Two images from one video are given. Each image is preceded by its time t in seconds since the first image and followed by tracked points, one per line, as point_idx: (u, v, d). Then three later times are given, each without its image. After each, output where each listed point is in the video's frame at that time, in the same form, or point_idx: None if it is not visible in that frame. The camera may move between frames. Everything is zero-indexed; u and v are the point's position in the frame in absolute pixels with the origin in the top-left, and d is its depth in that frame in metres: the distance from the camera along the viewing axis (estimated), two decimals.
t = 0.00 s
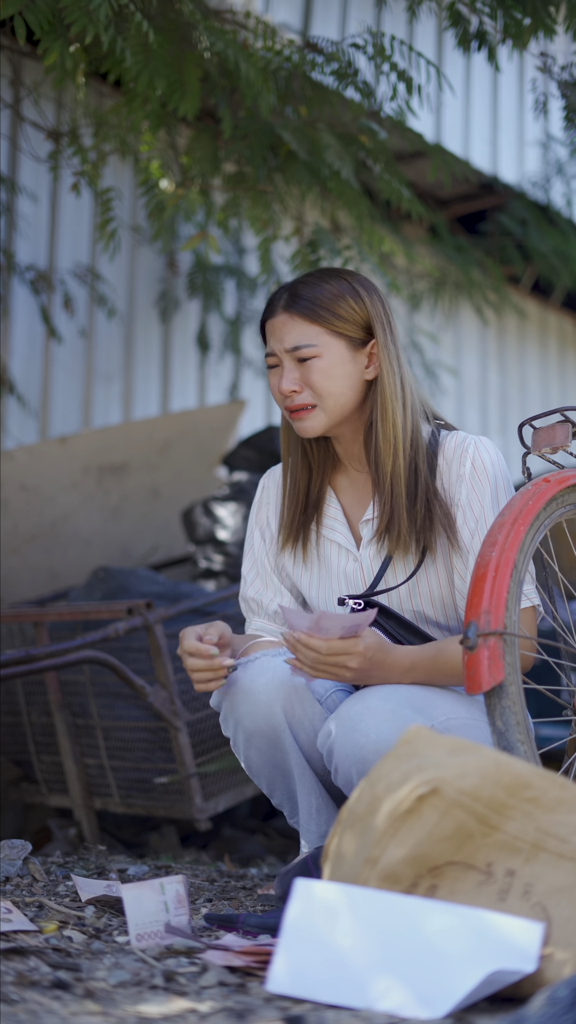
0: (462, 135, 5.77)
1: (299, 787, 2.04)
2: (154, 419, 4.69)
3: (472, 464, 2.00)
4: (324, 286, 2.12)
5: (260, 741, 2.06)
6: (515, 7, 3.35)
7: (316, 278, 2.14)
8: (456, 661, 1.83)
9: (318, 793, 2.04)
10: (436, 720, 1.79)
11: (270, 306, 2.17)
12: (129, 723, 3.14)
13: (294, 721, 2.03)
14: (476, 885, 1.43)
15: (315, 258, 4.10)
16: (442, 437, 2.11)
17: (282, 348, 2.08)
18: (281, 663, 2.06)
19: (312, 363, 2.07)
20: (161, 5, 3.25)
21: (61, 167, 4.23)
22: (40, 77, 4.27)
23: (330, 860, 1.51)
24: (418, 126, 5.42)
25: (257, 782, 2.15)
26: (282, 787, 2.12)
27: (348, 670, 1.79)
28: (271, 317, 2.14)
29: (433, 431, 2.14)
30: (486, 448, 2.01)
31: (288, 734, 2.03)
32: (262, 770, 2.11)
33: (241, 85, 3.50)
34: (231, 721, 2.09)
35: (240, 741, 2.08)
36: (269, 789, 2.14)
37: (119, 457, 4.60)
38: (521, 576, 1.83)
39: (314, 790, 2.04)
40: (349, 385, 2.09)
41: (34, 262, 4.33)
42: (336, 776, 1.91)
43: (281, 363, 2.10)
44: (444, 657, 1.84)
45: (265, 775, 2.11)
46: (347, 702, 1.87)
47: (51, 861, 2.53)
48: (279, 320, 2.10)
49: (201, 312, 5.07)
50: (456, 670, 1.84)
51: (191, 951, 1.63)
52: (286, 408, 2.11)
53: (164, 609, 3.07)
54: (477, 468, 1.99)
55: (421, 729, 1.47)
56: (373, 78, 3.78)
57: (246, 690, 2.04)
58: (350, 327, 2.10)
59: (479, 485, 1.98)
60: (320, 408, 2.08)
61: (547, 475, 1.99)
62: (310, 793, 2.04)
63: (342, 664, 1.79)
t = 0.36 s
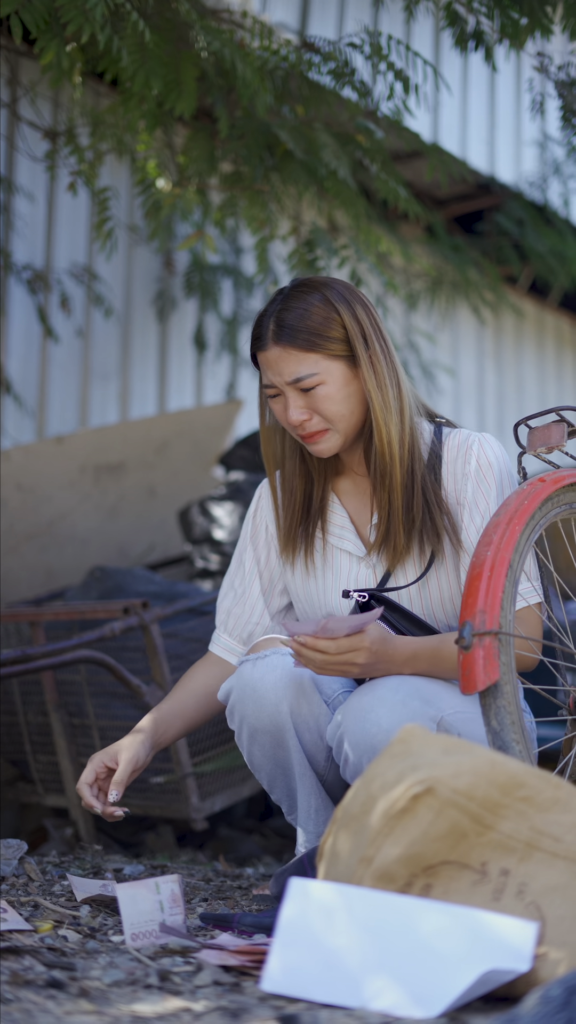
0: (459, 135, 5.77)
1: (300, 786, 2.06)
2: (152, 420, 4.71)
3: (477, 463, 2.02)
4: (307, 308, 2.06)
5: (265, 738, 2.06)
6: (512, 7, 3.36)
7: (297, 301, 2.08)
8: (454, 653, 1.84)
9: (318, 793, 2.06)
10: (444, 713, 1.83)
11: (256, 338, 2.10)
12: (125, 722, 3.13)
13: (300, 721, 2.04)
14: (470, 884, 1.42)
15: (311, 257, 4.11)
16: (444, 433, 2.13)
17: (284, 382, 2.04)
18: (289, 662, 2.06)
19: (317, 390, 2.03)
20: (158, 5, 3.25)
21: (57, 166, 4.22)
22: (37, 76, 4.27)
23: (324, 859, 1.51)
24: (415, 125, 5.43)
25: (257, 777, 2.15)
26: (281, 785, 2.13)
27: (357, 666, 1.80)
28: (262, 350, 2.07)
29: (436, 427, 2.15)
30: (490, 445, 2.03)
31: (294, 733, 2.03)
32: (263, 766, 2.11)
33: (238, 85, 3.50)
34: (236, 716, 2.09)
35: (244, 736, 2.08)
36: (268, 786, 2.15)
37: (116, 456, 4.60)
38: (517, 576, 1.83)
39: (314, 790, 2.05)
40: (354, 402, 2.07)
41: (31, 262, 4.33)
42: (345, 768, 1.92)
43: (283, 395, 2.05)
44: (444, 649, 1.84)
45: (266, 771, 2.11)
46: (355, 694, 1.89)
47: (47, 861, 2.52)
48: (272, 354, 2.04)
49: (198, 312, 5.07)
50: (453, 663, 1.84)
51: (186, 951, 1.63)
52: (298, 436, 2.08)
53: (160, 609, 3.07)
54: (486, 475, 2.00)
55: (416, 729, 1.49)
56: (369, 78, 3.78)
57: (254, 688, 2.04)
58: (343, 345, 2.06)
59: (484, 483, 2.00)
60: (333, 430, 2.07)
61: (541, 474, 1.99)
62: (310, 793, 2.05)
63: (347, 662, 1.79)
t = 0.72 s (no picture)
0: (457, 135, 5.78)
1: (298, 762, 2.09)
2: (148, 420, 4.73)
3: (417, 468, 2.07)
4: (262, 338, 2.07)
5: (266, 713, 2.09)
6: (510, 7, 3.35)
7: (252, 331, 2.08)
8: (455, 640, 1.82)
9: (315, 771, 2.09)
10: (452, 706, 1.87)
11: (208, 368, 2.09)
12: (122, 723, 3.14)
13: (304, 695, 2.08)
14: (469, 885, 1.42)
15: (309, 258, 4.11)
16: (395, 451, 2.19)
17: (235, 412, 2.02)
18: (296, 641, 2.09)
19: (270, 420, 2.02)
20: (156, 5, 3.24)
21: (55, 166, 4.22)
22: (34, 76, 4.26)
23: (322, 861, 1.51)
24: (413, 125, 5.43)
25: (254, 760, 2.18)
26: (277, 768, 2.15)
27: (290, 664, 1.75)
28: (215, 379, 2.06)
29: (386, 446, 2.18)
30: (428, 451, 2.09)
31: (298, 709, 2.07)
32: (262, 745, 2.14)
33: (236, 86, 3.49)
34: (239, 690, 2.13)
35: (246, 711, 2.12)
36: (264, 770, 2.17)
37: (113, 456, 4.60)
38: (515, 577, 1.83)
39: (312, 768, 2.08)
40: (307, 435, 2.07)
41: (29, 262, 4.33)
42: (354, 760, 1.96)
43: (236, 425, 2.03)
44: (443, 637, 1.81)
45: (263, 752, 2.14)
46: (367, 686, 1.93)
47: (44, 862, 2.52)
48: (226, 382, 2.03)
49: (196, 312, 5.07)
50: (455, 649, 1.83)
51: (185, 951, 1.62)
52: (249, 468, 2.06)
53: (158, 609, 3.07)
54: (430, 480, 2.04)
55: (413, 730, 1.49)
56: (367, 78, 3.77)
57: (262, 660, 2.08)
58: (297, 376, 2.07)
59: (427, 487, 2.04)
60: (284, 463, 2.05)
61: (539, 475, 1.99)
62: (308, 770, 2.08)
63: (273, 660, 1.73)
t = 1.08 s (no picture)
0: (455, 135, 5.78)
1: (293, 762, 2.09)
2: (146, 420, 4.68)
3: (352, 471, 2.08)
4: (195, 362, 2.04)
5: (259, 717, 2.09)
6: (508, 7, 3.35)
7: (185, 356, 2.05)
8: (432, 637, 1.87)
9: (312, 770, 2.09)
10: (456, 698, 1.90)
11: (144, 395, 2.06)
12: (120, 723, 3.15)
13: (297, 696, 2.08)
14: (468, 884, 1.42)
15: (308, 257, 4.11)
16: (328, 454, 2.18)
17: (174, 439, 2.00)
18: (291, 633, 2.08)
19: (210, 445, 2.01)
20: (154, 5, 3.24)
21: (53, 166, 4.22)
22: (32, 76, 4.26)
23: (321, 860, 1.51)
24: (411, 125, 5.43)
25: (248, 765, 2.17)
26: (273, 769, 2.15)
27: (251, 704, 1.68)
28: (150, 406, 2.03)
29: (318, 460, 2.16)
30: (361, 451, 2.10)
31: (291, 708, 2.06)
32: (256, 749, 2.13)
33: (234, 86, 3.49)
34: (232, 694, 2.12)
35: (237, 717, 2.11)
36: (260, 773, 2.16)
37: (112, 456, 4.59)
38: (514, 576, 1.82)
39: (308, 765, 2.08)
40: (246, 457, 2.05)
41: (27, 262, 4.33)
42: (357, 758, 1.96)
43: (176, 452, 2.02)
44: (422, 634, 1.85)
45: (258, 754, 2.13)
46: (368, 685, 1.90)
47: (43, 861, 2.52)
48: (163, 409, 2.00)
49: (194, 312, 5.07)
50: (432, 646, 1.87)
51: (184, 950, 1.63)
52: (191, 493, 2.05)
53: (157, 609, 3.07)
54: (364, 482, 2.06)
55: (413, 730, 1.49)
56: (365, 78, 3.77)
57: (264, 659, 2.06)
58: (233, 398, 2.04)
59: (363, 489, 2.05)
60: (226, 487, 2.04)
61: (538, 474, 1.99)
62: (304, 769, 2.08)
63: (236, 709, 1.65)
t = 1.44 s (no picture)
0: (456, 135, 5.78)
1: (298, 763, 2.09)
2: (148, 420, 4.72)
3: (371, 471, 2.07)
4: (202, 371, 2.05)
5: (263, 718, 2.09)
6: (510, 7, 3.35)
7: (192, 365, 2.06)
8: (446, 643, 1.87)
9: (317, 770, 2.09)
10: (441, 702, 1.88)
11: (155, 406, 2.08)
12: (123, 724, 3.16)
13: (300, 695, 2.08)
14: (476, 886, 1.42)
15: (310, 257, 4.11)
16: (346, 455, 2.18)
17: (188, 448, 2.02)
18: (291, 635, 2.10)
19: (223, 452, 2.03)
20: (156, 6, 3.23)
21: (54, 166, 4.22)
22: (34, 76, 4.25)
23: (330, 861, 1.51)
24: (413, 126, 5.43)
25: (253, 769, 2.17)
26: (278, 773, 2.15)
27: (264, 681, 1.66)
28: (162, 417, 2.05)
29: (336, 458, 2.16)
30: (381, 452, 2.09)
31: (294, 708, 2.07)
32: (260, 751, 2.13)
33: (236, 86, 3.49)
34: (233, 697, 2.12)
35: (243, 717, 2.11)
36: (264, 777, 2.16)
37: (114, 457, 4.59)
38: (520, 578, 1.82)
39: (313, 766, 2.09)
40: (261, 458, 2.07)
41: (29, 262, 4.33)
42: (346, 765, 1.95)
43: (191, 460, 2.04)
44: (436, 639, 1.86)
45: (262, 756, 2.13)
46: (353, 689, 1.91)
47: (47, 862, 2.52)
48: (172, 421, 2.02)
49: (195, 313, 5.07)
50: (445, 652, 1.88)
51: (191, 952, 1.63)
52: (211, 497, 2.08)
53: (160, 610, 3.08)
54: (382, 483, 2.05)
55: (421, 731, 1.47)
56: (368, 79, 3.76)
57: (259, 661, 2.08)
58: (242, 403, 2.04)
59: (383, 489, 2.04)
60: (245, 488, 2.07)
61: (543, 476, 1.99)
62: (310, 769, 2.09)
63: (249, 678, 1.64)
